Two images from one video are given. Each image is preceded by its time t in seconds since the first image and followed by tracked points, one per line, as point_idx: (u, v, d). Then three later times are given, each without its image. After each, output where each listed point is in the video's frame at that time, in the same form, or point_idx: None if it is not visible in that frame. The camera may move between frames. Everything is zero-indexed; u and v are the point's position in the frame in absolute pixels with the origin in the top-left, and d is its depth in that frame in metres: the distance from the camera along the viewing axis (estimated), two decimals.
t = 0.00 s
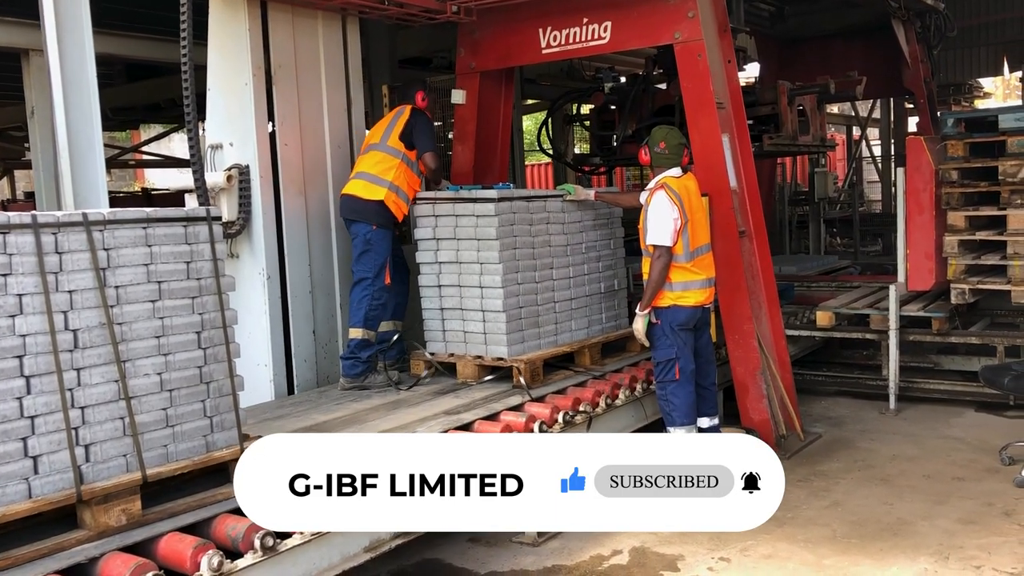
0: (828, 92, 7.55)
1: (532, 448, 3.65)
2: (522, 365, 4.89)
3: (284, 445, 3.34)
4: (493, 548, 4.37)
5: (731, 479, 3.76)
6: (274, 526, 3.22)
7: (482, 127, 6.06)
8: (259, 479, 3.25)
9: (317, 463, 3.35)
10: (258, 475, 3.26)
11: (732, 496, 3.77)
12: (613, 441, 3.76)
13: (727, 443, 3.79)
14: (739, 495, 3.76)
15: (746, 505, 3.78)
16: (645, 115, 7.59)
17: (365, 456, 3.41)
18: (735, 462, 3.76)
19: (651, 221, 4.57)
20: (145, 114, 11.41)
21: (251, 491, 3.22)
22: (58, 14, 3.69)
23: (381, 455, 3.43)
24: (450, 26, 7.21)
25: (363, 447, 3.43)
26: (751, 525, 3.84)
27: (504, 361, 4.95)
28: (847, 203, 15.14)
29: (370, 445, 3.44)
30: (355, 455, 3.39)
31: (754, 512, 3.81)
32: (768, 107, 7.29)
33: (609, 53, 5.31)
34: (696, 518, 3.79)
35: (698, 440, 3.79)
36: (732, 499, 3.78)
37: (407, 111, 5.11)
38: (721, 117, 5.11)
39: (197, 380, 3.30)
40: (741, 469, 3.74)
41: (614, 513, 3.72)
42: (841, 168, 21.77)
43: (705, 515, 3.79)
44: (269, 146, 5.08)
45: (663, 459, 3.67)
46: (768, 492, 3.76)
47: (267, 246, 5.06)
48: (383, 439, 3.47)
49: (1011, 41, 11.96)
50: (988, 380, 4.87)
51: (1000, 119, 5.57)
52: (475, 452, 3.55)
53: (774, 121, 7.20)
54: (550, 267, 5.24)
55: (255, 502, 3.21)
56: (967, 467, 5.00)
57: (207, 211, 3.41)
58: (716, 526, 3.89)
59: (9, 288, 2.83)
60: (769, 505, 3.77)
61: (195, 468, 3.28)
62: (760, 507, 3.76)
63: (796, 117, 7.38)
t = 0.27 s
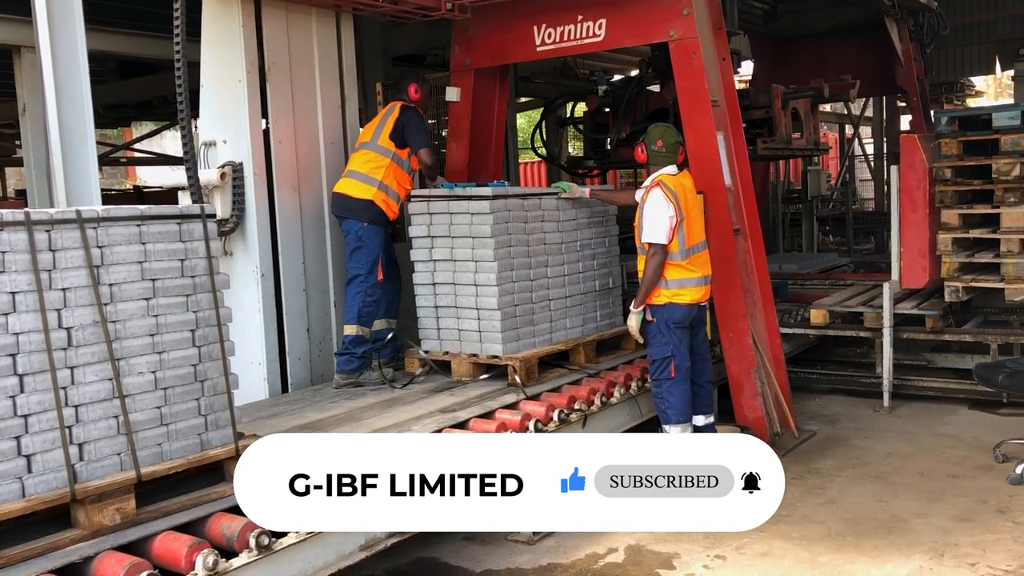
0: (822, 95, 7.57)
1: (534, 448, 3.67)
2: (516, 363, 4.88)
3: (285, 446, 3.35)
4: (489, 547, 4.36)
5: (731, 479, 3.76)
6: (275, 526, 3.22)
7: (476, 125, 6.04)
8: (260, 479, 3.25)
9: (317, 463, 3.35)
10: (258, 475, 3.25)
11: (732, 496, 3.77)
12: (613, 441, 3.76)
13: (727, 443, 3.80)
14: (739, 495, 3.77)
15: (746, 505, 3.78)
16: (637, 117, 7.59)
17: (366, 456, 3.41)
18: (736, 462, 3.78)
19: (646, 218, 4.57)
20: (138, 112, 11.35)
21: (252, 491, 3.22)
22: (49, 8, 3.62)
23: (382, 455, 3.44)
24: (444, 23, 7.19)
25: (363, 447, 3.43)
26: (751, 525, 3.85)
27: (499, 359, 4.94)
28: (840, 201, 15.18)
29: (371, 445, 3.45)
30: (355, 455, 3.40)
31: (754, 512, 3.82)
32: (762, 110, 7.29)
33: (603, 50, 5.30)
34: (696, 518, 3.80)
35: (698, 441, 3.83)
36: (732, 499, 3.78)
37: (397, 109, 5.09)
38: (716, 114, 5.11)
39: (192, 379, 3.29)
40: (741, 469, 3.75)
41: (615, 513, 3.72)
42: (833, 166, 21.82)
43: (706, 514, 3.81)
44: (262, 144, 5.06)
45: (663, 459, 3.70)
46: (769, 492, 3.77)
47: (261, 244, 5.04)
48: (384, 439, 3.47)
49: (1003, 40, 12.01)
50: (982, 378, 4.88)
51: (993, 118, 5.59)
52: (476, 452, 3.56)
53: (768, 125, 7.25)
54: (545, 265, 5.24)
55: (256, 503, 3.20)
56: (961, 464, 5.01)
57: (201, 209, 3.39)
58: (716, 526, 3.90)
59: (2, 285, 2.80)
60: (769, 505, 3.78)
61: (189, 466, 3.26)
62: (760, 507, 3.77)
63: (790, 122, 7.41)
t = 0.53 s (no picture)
0: (817, 110, 7.61)
1: (533, 449, 3.67)
2: (513, 361, 4.88)
3: (285, 446, 3.34)
4: (484, 545, 4.36)
5: (731, 479, 3.76)
6: (275, 526, 3.20)
7: (471, 122, 6.04)
8: (259, 479, 3.24)
9: (317, 463, 3.35)
10: (258, 475, 3.24)
11: (732, 496, 3.77)
12: (613, 441, 3.77)
13: (728, 443, 3.80)
14: (739, 495, 3.77)
15: (746, 505, 3.78)
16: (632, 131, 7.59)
17: (366, 456, 3.41)
18: (736, 462, 3.77)
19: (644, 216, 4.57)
20: (131, 109, 11.30)
21: (251, 490, 3.21)
22: None
23: (382, 455, 3.44)
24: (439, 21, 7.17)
25: (364, 447, 3.43)
26: (751, 525, 3.85)
27: (495, 358, 4.93)
28: (834, 199, 15.21)
29: (372, 445, 3.45)
30: (356, 455, 3.40)
31: (754, 512, 3.82)
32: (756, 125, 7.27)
33: (599, 48, 5.29)
34: (696, 517, 3.82)
35: (699, 441, 3.84)
36: (732, 499, 3.78)
37: (383, 105, 5.01)
38: (711, 112, 5.11)
39: (186, 377, 3.28)
40: (741, 469, 3.75)
41: (615, 513, 3.74)
42: (827, 164, 21.86)
43: (705, 514, 3.82)
44: (257, 141, 5.04)
45: (663, 459, 3.70)
46: (768, 492, 3.77)
47: (256, 242, 5.02)
48: (384, 440, 3.48)
49: (997, 39, 12.03)
50: (976, 375, 4.89)
51: (988, 116, 5.60)
52: (476, 452, 3.56)
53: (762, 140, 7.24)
54: (540, 263, 5.23)
55: (256, 503, 3.18)
56: (956, 462, 5.02)
57: (195, 207, 3.38)
58: (716, 526, 3.91)
59: None
60: (769, 505, 3.78)
61: (184, 465, 3.24)
62: (760, 507, 3.77)
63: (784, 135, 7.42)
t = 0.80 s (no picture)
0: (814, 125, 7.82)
1: (534, 450, 3.67)
2: (510, 359, 4.88)
3: (286, 446, 3.34)
4: (481, 544, 4.36)
5: (731, 479, 3.76)
6: (274, 526, 3.20)
7: (468, 121, 6.04)
8: (259, 479, 3.23)
9: (317, 463, 3.35)
10: (258, 475, 3.24)
11: (732, 496, 3.77)
12: (614, 441, 3.77)
13: (728, 443, 3.80)
14: (739, 495, 3.77)
15: (746, 505, 3.79)
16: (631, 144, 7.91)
17: (366, 456, 3.41)
18: (736, 462, 3.78)
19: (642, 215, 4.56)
20: (128, 107, 11.29)
21: (250, 490, 3.20)
22: None
23: (382, 455, 3.44)
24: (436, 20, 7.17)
25: (364, 447, 3.44)
26: (751, 524, 3.85)
27: (492, 357, 4.93)
28: (830, 198, 15.24)
29: (373, 446, 3.45)
30: (357, 456, 3.40)
31: (754, 511, 3.82)
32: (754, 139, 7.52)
33: (596, 47, 5.29)
34: (697, 517, 3.82)
35: (699, 441, 3.85)
36: (732, 499, 3.78)
37: (386, 106, 4.99)
38: (709, 111, 5.11)
39: (183, 376, 3.27)
40: (741, 469, 3.75)
41: (614, 513, 3.74)
42: (824, 163, 21.92)
43: (704, 513, 3.82)
44: (254, 140, 5.03)
45: (664, 459, 3.71)
46: (768, 492, 3.77)
47: (253, 241, 5.01)
48: (385, 440, 3.47)
49: (993, 39, 12.06)
50: (973, 375, 4.90)
51: (985, 115, 5.61)
52: (475, 452, 3.56)
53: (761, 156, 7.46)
54: (537, 262, 5.23)
55: (257, 504, 3.18)
56: (952, 461, 5.03)
57: (191, 205, 3.37)
58: (715, 525, 3.92)
59: None
60: (769, 505, 3.78)
61: (180, 464, 3.24)
62: (760, 507, 3.77)
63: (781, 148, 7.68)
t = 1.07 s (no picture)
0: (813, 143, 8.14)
1: (534, 449, 3.67)
2: (510, 360, 4.88)
3: (286, 445, 3.35)
4: (481, 544, 4.37)
5: (731, 479, 3.77)
6: (274, 526, 3.20)
7: (468, 121, 6.05)
8: (259, 479, 3.24)
9: (317, 463, 3.35)
10: (259, 475, 3.24)
11: (732, 496, 3.78)
12: (614, 441, 3.77)
13: (728, 443, 3.80)
14: (739, 495, 3.78)
15: (745, 505, 3.79)
16: (635, 161, 8.20)
17: (366, 456, 3.42)
18: (735, 462, 3.78)
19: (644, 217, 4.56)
20: (129, 107, 11.30)
21: (250, 489, 3.20)
22: None
23: (382, 455, 3.44)
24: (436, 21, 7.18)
25: (364, 447, 3.44)
26: (751, 524, 3.86)
27: (492, 357, 4.94)
28: (830, 199, 15.25)
29: (373, 446, 3.45)
30: (357, 456, 3.40)
31: (754, 511, 3.83)
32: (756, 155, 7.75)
33: (596, 48, 5.29)
34: (696, 517, 3.82)
35: (699, 441, 3.84)
36: (732, 499, 3.79)
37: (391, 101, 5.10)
38: (709, 113, 5.12)
39: (183, 376, 3.27)
40: (741, 469, 3.76)
41: (614, 513, 3.75)
42: (824, 165, 21.95)
43: (704, 513, 3.82)
44: (254, 140, 5.04)
45: (663, 459, 3.72)
46: (768, 492, 3.77)
47: (253, 241, 5.01)
48: (385, 440, 3.48)
49: (994, 40, 12.07)
50: (972, 377, 4.91)
51: (985, 117, 5.62)
52: (475, 452, 3.56)
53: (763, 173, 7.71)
54: (537, 262, 5.24)
55: (257, 503, 3.18)
56: (951, 462, 5.04)
57: (192, 205, 3.37)
58: (716, 525, 3.92)
59: None
60: (769, 505, 3.79)
61: (180, 464, 3.24)
62: (760, 507, 3.77)
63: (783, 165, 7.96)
